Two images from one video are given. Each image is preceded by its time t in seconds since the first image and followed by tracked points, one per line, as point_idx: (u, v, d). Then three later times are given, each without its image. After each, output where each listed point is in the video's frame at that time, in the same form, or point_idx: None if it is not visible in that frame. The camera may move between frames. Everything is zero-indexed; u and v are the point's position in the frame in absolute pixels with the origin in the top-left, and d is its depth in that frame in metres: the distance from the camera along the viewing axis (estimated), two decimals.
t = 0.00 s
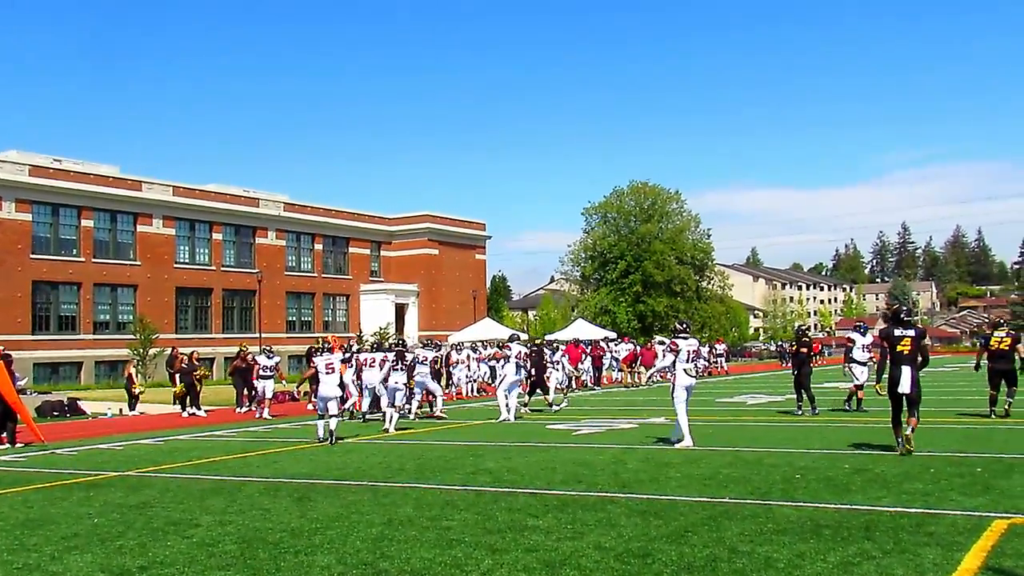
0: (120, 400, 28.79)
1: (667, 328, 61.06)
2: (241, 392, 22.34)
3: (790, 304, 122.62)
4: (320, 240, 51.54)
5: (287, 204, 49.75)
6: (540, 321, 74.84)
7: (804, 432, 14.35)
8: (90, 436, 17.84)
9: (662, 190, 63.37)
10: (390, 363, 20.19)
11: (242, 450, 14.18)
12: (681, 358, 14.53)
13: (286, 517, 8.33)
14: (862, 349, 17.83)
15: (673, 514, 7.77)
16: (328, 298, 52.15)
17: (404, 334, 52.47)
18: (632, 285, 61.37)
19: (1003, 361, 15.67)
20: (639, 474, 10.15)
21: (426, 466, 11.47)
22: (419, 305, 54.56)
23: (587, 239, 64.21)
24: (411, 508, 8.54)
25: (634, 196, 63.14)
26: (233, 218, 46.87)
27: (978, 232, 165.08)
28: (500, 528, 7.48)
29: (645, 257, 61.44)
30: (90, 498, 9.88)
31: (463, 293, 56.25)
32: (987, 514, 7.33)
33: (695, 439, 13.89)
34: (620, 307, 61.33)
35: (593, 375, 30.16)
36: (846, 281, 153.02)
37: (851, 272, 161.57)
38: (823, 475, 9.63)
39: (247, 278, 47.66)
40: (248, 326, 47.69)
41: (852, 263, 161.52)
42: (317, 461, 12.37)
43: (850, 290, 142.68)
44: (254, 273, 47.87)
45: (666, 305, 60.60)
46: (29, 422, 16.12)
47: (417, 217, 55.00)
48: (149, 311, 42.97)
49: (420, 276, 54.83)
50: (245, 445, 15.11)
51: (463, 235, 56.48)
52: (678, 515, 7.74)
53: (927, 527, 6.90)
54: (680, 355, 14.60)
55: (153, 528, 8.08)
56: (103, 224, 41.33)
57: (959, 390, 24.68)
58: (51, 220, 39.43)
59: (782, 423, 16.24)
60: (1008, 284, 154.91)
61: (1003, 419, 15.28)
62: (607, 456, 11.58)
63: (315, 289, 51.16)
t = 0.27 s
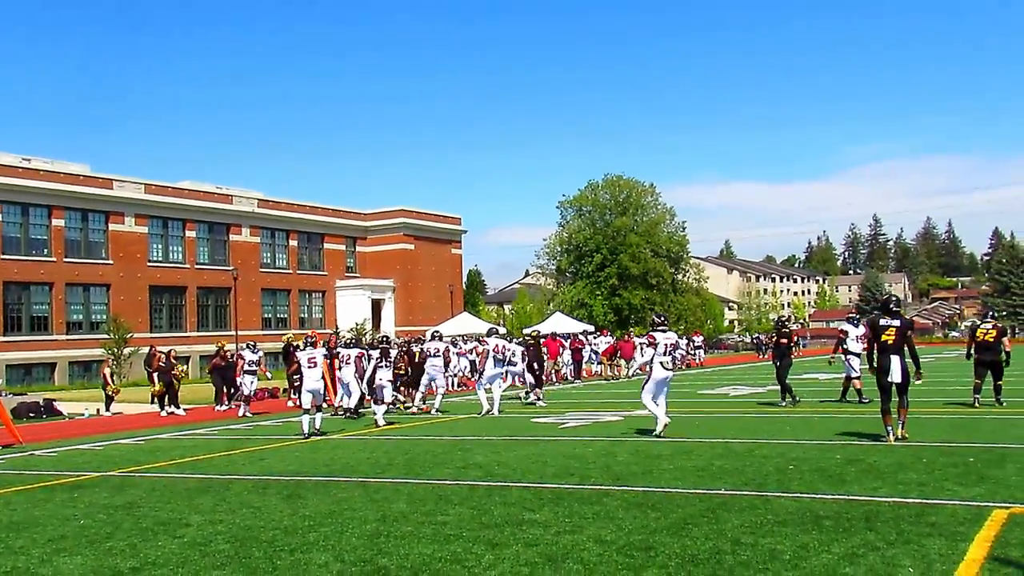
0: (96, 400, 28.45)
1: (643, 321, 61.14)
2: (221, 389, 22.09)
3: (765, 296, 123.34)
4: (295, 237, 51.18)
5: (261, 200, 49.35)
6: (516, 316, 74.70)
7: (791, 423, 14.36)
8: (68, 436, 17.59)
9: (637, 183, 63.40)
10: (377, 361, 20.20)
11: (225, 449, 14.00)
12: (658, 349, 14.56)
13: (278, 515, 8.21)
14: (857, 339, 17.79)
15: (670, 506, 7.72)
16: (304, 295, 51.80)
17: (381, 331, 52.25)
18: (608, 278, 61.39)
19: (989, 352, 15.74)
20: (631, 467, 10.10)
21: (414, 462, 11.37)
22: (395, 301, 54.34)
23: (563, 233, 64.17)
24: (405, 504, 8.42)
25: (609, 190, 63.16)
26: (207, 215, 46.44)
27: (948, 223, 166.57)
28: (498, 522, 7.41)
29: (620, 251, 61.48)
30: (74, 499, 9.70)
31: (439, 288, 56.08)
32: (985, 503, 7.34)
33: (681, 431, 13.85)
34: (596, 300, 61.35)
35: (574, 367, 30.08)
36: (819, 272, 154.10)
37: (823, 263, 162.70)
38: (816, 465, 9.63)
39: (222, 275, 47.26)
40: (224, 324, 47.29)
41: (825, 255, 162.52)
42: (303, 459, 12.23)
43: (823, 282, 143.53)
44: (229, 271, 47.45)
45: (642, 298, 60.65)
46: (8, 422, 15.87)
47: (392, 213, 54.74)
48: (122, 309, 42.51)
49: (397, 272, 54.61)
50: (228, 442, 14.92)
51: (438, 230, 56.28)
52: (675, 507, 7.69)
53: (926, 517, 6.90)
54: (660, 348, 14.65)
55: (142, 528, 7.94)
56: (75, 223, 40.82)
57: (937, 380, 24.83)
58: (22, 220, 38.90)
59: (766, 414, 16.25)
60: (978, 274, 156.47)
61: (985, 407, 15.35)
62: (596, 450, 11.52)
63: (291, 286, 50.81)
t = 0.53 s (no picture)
0: (92, 374, 28.32)
1: (640, 301, 61.06)
2: (220, 365, 21.93)
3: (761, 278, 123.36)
4: (292, 213, 50.93)
5: (258, 176, 49.06)
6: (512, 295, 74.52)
7: (794, 404, 14.27)
8: (66, 410, 17.47)
9: (635, 163, 63.13)
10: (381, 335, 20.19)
11: (225, 425, 13.88)
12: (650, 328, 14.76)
13: (282, 491, 8.09)
14: (874, 321, 17.74)
15: (680, 487, 7.62)
16: (300, 272, 51.61)
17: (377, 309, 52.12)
18: (605, 258, 61.25)
19: (1002, 333, 15.67)
20: (638, 447, 10.00)
21: (417, 440, 11.27)
22: (392, 279, 54.19)
23: (560, 212, 63.95)
24: (411, 482, 8.31)
25: (607, 170, 62.88)
26: (204, 190, 46.16)
27: (945, 207, 166.46)
28: (507, 501, 7.30)
29: (617, 231, 61.30)
30: (74, 473, 9.57)
31: (437, 267, 55.94)
32: (1000, 487, 7.24)
33: (684, 411, 13.76)
34: (593, 280, 61.23)
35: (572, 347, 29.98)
36: (815, 254, 154.09)
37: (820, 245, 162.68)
38: (825, 448, 9.54)
39: (219, 251, 47.04)
40: (220, 300, 47.12)
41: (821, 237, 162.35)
42: (304, 435, 12.12)
43: (819, 264, 143.48)
44: (225, 246, 47.22)
45: (638, 279, 60.54)
46: (8, 395, 15.75)
47: (390, 190, 54.49)
48: (119, 284, 42.31)
49: (394, 249, 54.42)
50: (228, 418, 14.81)
51: (436, 208, 56.07)
52: (686, 488, 7.60)
53: (943, 501, 6.82)
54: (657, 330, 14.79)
55: (145, 503, 7.82)
56: (71, 196, 40.54)
57: (937, 362, 24.77)
58: (18, 192, 38.61)
59: (768, 395, 16.16)
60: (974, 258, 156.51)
61: (988, 390, 15.27)
62: (601, 429, 11.43)
63: (288, 262, 50.61)
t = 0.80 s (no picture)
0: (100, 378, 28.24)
1: (648, 308, 60.86)
2: (231, 370, 21.78)
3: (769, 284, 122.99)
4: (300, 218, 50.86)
5: (266, 181, 49.01)
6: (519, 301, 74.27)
7: (811, 413, 14.08)
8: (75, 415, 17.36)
9: (643, 169, 62.93)
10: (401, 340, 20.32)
11: (235, 431, 13.74)
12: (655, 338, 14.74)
13: (296, 502, 7.94)
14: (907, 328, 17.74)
15: (703, 500, 7.46)
16: (308, 277, 51.53)
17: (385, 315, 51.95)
18: (613, 265, 61.07)
19: None
20: (656, 458, 9.83)
21: (431, 449, 11.11)
22: (400, 285, 54.05)
23: (568, 218, 63.79)
24: (426, 492, 8.16)
25: (615, 176, 62.69)
26: (213, 195, 46.11)
27: (953, 214, 165.94)
28: (526, 514, 7.15)
29: (626, 237, 61.10)
30: (84, 481, 9.45)
31: (444, 273, 55.82)
32: None
33: (700, 420, 13.57)
34: (600, 287, 61.04)
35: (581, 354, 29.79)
36: (823, 261, 153.68)
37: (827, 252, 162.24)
38: (847, 459, 9.36)
39: (227, 256, 46.96)
40: (228, 305, 47.01)
41: (828, 244, 161.81)
42: (316, 443, 11.97)
43: (827, 271, 142.92)
44: (234, 251, 47.16)
45: (646, 286, 60.34)
46: (18, 400, 15.65)
47: (399, 196, 54.39)
48: (127, 289, 42.26)
49: (402, 255, 54.31)
50: (238, 425, 14.67)
51: (444, 213, 55.96)
52: (709, 500, 7.43)
53: (976, 514, 6.65)
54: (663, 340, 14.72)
55: (157, 513, 7.68)
56: (80, 200, 40.51)
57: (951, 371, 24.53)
58: (27, 196, 38.59)
59: (784, 404, 15.97)
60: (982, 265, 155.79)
61: (1009, 400, 15.03)
62: (617, 439, 11.25)
63: (296, 267, 50.52)
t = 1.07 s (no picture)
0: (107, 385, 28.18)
1: (655, 318, 60.70)
2: (239, 377, 21.63)
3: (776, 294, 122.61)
4: (308, 225, 50.82)
5: (274, 188, 48.99)
6: (525, 309, 74.08)
7: (824, 426, 13.93)
8: (82, 423, 17.27)
9: (651, 178, 62.80)
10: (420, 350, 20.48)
11: (243, 440, 13.64)
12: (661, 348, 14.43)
13: (307, 514, 7.84)
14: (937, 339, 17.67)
15: (721, 515, 7.34)
16: (315, 284, 51.47)
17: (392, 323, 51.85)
18: (620, 274, 60.90)
19: None
20: (670, 471, 9.70)
21: (442, 460, 11.00)
22: (407, 292, 53.95)
23: (575, 227, 63.67)
24: (439, 505, 8.06)
25: (622, 185, 62.57)
26: (221, 202, 46.11)
27: (961, 225, 165.44)
28: (541, 528, 7.03)
29: (633, 246, 60.93)
30: (93, 490, 9.35)
31: (452, 281, 55.73)
32: None
33: (714, 432, 13.43)
34: (607, 296, 60.87)
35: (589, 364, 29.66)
36: (830, 271, 153.26)
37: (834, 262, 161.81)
38: (866, 473, 9.22)
39: (235, 262, 46.92)
40: (235, 312, 46.96)
41: (835, 254, 161.42)
42: (325, 453, 11.87)
43: (834, 280, 142.55)
44: (241, 258, 47.12)
45: (653, 295, 60.16)
46: (26, 407, 15.56)
47: (406, 204, 54.34)
48: (134, 295, 42.23)
49: (409, 263, 54.23)
50: (246, 434, 14.57)
51: (452, 221, 55.89)
52: (727, 516, 7.31)
53: (1001, 532, 6.53)
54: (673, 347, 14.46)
55: (167, 525, 7.58)
56: (88, 206, 40.52)
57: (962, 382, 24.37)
58: (36, 202, 38.61)
59: (796, 416, 15.82)
60: (989, 275, 155.29)
61: None
62: (629, 451, 11.13)
63: (303, 274, 50.46)
